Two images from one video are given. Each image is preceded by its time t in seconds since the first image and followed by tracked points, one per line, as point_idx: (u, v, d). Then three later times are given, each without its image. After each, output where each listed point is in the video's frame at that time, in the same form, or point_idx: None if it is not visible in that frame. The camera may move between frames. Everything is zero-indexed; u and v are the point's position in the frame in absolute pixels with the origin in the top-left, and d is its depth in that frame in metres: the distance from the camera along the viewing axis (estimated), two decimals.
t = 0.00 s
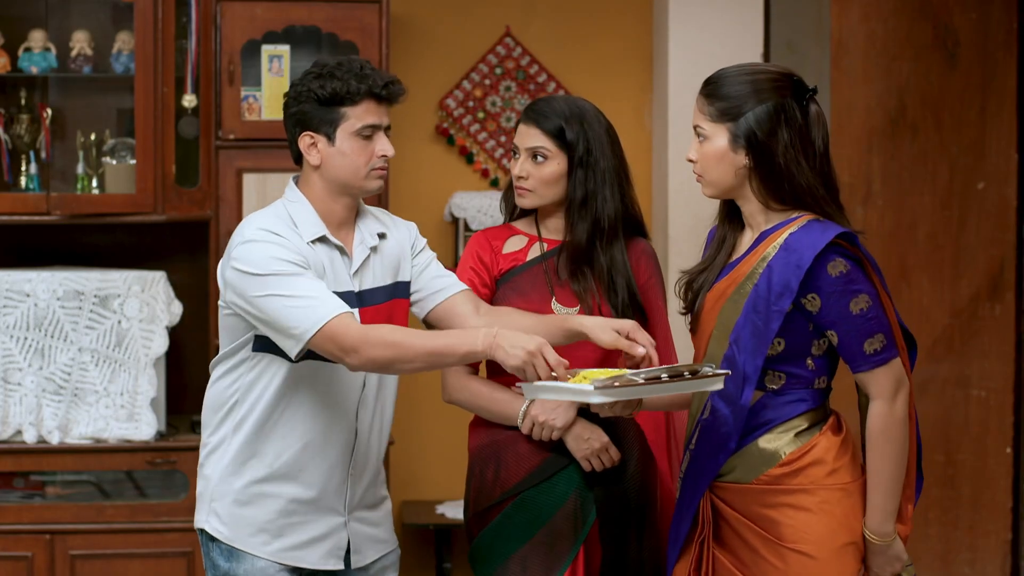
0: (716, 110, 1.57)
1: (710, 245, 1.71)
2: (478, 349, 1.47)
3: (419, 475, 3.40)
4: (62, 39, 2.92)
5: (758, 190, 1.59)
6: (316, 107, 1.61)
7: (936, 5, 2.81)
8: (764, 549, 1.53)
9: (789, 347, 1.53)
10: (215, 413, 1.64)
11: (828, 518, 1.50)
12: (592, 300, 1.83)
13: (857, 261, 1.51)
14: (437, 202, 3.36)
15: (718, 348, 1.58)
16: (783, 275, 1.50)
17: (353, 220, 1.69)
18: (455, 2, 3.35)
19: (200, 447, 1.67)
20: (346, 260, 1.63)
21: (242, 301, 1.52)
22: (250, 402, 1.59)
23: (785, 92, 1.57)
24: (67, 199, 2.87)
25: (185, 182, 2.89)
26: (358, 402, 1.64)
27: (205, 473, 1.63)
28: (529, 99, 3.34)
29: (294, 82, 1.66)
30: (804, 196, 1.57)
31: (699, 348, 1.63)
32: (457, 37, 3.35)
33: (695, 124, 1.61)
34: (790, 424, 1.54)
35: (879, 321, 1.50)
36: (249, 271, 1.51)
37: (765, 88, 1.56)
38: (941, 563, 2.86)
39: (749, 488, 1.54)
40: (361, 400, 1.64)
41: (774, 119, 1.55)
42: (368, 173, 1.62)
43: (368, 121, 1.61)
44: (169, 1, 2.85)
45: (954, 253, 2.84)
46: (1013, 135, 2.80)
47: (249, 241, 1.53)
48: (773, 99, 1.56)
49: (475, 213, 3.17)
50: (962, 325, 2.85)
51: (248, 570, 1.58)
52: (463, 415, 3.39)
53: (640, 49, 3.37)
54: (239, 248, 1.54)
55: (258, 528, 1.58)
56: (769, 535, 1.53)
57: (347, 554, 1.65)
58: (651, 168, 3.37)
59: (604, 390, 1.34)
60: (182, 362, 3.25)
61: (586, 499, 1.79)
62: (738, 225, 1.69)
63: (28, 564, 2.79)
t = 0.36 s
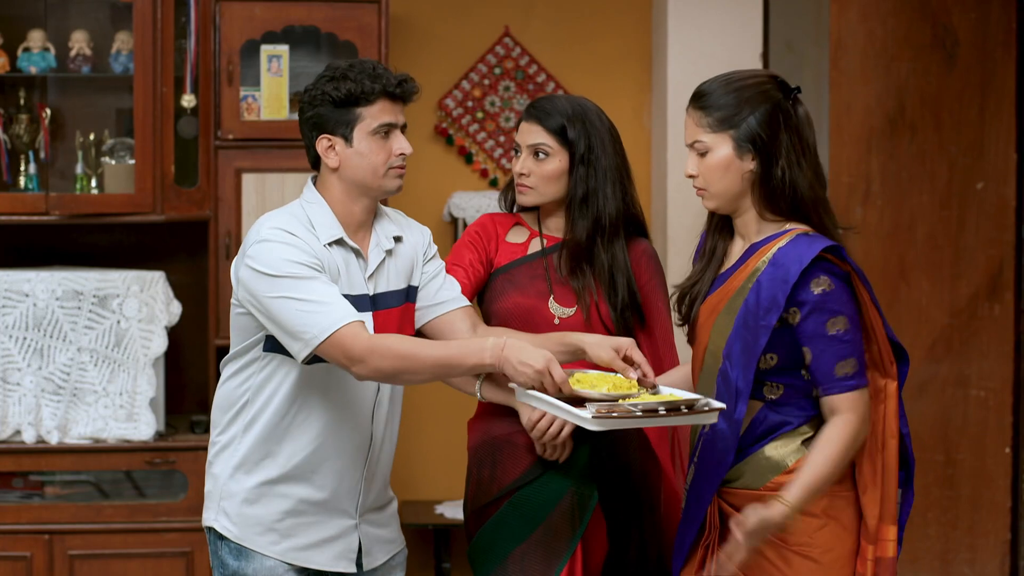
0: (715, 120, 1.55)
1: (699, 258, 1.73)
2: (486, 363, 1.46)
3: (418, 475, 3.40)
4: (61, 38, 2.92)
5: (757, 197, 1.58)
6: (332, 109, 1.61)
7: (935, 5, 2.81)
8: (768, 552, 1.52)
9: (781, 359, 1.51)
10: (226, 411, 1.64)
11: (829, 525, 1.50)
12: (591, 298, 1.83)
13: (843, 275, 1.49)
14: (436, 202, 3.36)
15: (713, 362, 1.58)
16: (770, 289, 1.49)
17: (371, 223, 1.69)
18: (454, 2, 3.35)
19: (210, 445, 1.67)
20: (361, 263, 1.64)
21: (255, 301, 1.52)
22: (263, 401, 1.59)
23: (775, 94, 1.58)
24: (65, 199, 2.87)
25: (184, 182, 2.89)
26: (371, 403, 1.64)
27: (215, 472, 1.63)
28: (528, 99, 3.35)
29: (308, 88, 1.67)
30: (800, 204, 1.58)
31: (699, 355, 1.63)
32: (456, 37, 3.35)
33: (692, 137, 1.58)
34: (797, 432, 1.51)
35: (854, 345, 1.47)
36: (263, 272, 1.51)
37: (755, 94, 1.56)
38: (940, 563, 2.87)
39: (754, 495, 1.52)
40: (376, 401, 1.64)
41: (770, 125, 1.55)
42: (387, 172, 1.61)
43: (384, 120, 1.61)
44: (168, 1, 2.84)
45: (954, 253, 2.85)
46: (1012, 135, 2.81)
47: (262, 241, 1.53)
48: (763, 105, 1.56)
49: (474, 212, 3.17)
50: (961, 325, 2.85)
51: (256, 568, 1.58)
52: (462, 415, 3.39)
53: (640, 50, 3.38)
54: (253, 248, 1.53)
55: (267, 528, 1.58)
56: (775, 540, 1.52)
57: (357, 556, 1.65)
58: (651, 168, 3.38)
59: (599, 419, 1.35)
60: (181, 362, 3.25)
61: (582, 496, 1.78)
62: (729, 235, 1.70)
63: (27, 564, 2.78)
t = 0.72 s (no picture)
0: (707, 126, 1.56)
1: (687, 265, 1.73)
2: (420, 336, 1.42)
3: (415, 475, 3.41)
4: (58, 39, 2.92)
5: (740, 204, 1.59)
6: (343, 108, 1.61)
7: (932, 6, 2.83)
8: (757, 557, 1.53)
9: (760, 363, 1.53)
10: (219, 411, 1.65)
11: (815, 529, 1.50)
12: (590, 299, 1.84)
13: (813, 274, 1.49)
14: (433, 202, 3.36)
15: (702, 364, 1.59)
16: (744, 289, 1.50)
17: (362, 220, 1.70)
18: (451, 2, 3.35)
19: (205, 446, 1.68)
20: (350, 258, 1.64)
21: (233, 297, 1.54)
22: (253, 400, 1.60)
23: (764, 98, 1.59)
24: (63, 199, 2.86)
25: (181, 182, 2.89)
26: (362, 400, 1.64)
27: (209, 471, 1.64)
28: (526, 99, 3.35)
29: (315, 83, 1.66)
30: (780, 214, 1.58)
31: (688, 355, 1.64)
32: (454, 37, 3.35)
33: (682, 143, 1.58)
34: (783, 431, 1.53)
35: (813, 346, 1.44)
36: (241, 269, 1.52)
37: (744, 99, 1.57)
38: (937, 562, 2.88)
39: (744, 498, 1.53)
40: (364, 399, 1.65)
41: (761, 133, 1.57)
42: (392, 174, 1.65)
43: (393, 122, 1.63)
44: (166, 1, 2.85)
45: (952, 252, 2.86)
46: (1008, 135, 2.84)
47: (247, 233, 1.55)
48: (750, 111, 1.57)
49: (472, 213, 3.18)
50: (958, 325, 2.86)
51: (248, 568, 1.58)
52: (459, 415, 3.40)
53: (637, 50, 3.38)
54: (238, 241, 1.55)
55: (260, 526, 1.58)
56: (765, 544, 1.52)
57: (352, 553, 1.65)
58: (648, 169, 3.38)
59: (573, 412, 1.32)
60: (178, 362, 3.25)
61: (576, 498, 1.79)
62: (715, 241, 1.72)
63: (24, 564, 2.78)
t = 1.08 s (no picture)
0: (692, 119, 1.56)
1: (684, 257, 1.74)
2: (382, 336, 1.44)
3: (411, 475, 3.41)
4: (55, 39, 2.92)
5: (731, 195, 1.59)
6: (333, 106, 1.60)
7: (928, 7, 2.83)
8: (748, 552, 1.54)
9: (751, 355, 1.53)
10: (208, 413, 1.65)
11: (799, 522, 1.51)
12: (586, 300, 1.84)
13: (803, 266, 1.49)
14: (430, 202, 3.36)
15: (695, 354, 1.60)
16: (735, 280, 1.51)
17: (345, 217, 1.70)
18: (448, 2, 3.35)
19: (196, 448, 1.68)
20: (337, 255, 1.65)
21: (213, 300, 1.56)
22: (242, 402, 1.60)
23: (753, 92, 1.59)
24: (59, 199, 2.87)
25: (178, 182, 2.89)
26: (349, 398, 1.64)
27: (201, 474, 1.64)
28: (522, 99, 3.35)
29: (302, 79, 1.65)
30: (771, 206, 1.58)
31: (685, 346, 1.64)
32: (451, 37, 3.35)
33: (670, 134, 1.59)
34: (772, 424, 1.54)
35: (798, 338, 1.46)
36: (219, 272, 1.54)
37: (732, 92, 1.57)
38: (933, 562, 2.88)
39: (734, 491, 1.55)
40: (352, 397, 1.65)
41: (749, 124, 1.56)
42: (382, 171, 1.65)
43: (381, 120, 1.64)
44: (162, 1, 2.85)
45: (948, 252, 2.86)
46: (1005, 135, 2.85)
47: (228, 234, 1.56)
48: (736, 104, 1.57)
49: (468, 212, 3.20)
50: (954, 325, 2.87)
51: (243, 568, 1.58)
52: (456, 415, 3.40)
53: (634, 50, 3.38)
54: (218, 243, 1.57)
55: (254, 527, 1.58)
56: (754, 538, 1.54)
57: (345, 552, 1.65)
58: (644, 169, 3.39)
59: (555, 393, 1.34)
60: (175, 362, 3.25)
61: (575, 496, 1.80)
62: (712, 233, 1.72)
63: (20, 564, 2.78)
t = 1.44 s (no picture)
0: (687, 114, 1.57)
1: (681, 252, 1.74)
2: (368, 337, 1.46)
3: (409, 475, 3.41)
4: (52, 39, 2.92)
5: (727, 192, 1.59)
6: (321, 103, 1.60)
7: (927, 6, 2.83)
8: (740, 548, 1.54)
9: (744, 349, 1.54)
10: (205, 413, 1.65)
11: (787, 517, 1.52)
12: (581, 299, 1.84)
13: (800, 262, 1.50)
14: (428, 202, 3.37)
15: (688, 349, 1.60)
16: (730, 275, 1.51)
17: (336, 215, 1.70)
18: (446, 3, 3.35)
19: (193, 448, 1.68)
20: (329, 254, 1.65)
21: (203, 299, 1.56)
22: (239, 401, 1.60)
23: (752, 90, 1.59)
24: (57, 199, 2.87)
25: (175, 182, 2.89)
26: (345, 396, 1.64)
27: (198, 474, 1.64)
28: (520, 99, 3.35)
29: (289, 79, 1.65)
30: (767, 202, 1.58)
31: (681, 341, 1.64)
32: (449, 37, 3.36)
33: (667, 129, 1.60)
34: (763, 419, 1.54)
35: (793, 335, 1.46)
36: (210, 273, 1.55)
37: (730, 89, 1.57)
38: (931, 562, 2.88)
39: (724, 487, 1.55)
40: (348, 394, 1.65)
41: (746, 120, 1.56)
42: (370, 168, 1.65)
43: (368, 117, 1.64)
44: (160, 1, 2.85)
45: (946, 252, 2.85)
46: (1003, 133, 2.82)
47: (218, 235, 1.56)
48: (733, 100, 1.57)
49: (466, 212, 3.19)
50: (953, 325, 2.86)
51: (241, 568, 1.58)
52: (454, 414, 3.40)
53: (632, 50, 3.38)
54: (208, 244, 1.57)
55: (251, 526, 1.58)
56: (746, 534, 1.54)
57: (342, 550, 1.65)
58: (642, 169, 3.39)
59: (553, 389, 1.38)
60: (173, 361, 3.25)
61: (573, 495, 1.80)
62: (709, 228, 1.72)
63: (19, 564, 2.78)
